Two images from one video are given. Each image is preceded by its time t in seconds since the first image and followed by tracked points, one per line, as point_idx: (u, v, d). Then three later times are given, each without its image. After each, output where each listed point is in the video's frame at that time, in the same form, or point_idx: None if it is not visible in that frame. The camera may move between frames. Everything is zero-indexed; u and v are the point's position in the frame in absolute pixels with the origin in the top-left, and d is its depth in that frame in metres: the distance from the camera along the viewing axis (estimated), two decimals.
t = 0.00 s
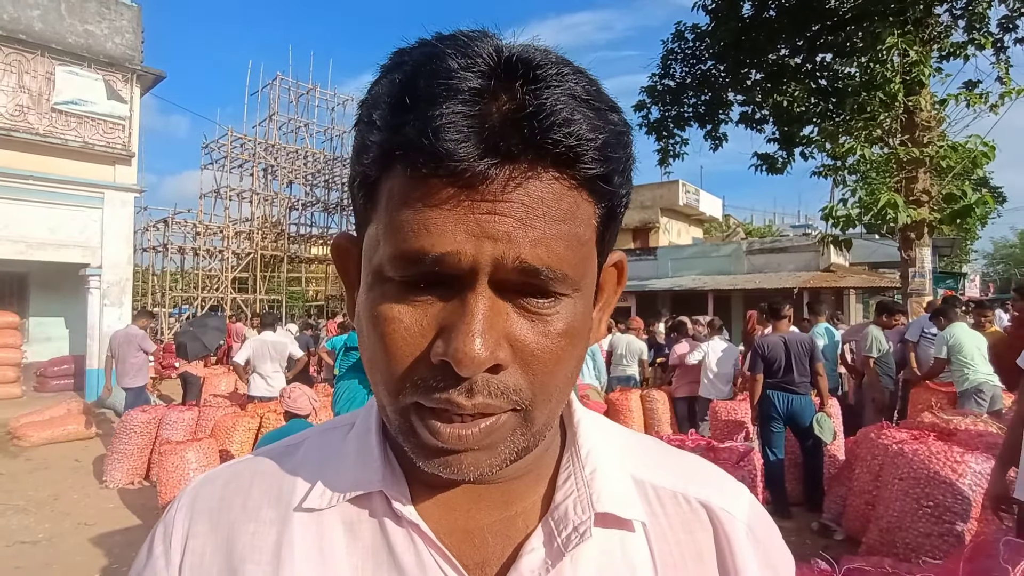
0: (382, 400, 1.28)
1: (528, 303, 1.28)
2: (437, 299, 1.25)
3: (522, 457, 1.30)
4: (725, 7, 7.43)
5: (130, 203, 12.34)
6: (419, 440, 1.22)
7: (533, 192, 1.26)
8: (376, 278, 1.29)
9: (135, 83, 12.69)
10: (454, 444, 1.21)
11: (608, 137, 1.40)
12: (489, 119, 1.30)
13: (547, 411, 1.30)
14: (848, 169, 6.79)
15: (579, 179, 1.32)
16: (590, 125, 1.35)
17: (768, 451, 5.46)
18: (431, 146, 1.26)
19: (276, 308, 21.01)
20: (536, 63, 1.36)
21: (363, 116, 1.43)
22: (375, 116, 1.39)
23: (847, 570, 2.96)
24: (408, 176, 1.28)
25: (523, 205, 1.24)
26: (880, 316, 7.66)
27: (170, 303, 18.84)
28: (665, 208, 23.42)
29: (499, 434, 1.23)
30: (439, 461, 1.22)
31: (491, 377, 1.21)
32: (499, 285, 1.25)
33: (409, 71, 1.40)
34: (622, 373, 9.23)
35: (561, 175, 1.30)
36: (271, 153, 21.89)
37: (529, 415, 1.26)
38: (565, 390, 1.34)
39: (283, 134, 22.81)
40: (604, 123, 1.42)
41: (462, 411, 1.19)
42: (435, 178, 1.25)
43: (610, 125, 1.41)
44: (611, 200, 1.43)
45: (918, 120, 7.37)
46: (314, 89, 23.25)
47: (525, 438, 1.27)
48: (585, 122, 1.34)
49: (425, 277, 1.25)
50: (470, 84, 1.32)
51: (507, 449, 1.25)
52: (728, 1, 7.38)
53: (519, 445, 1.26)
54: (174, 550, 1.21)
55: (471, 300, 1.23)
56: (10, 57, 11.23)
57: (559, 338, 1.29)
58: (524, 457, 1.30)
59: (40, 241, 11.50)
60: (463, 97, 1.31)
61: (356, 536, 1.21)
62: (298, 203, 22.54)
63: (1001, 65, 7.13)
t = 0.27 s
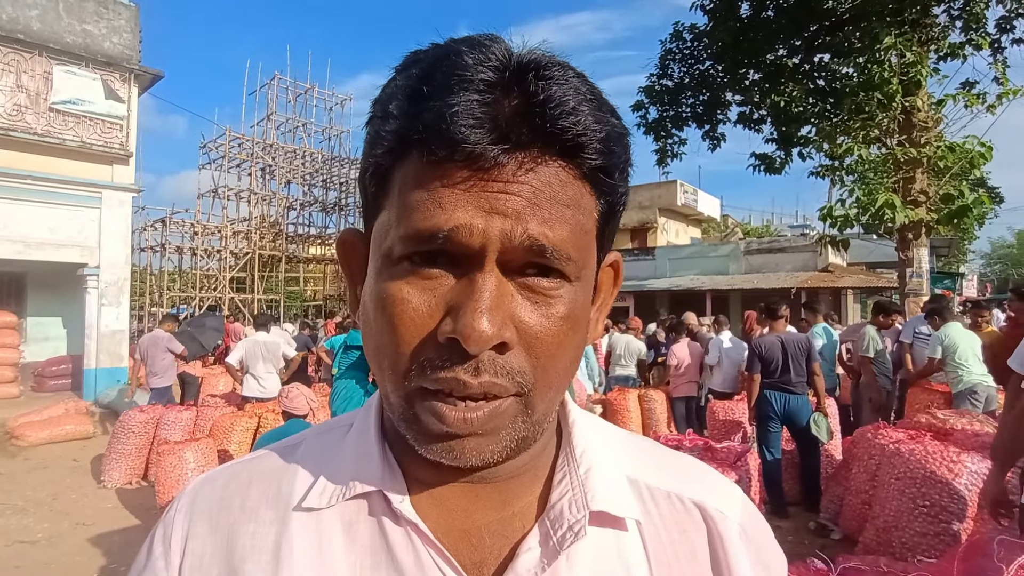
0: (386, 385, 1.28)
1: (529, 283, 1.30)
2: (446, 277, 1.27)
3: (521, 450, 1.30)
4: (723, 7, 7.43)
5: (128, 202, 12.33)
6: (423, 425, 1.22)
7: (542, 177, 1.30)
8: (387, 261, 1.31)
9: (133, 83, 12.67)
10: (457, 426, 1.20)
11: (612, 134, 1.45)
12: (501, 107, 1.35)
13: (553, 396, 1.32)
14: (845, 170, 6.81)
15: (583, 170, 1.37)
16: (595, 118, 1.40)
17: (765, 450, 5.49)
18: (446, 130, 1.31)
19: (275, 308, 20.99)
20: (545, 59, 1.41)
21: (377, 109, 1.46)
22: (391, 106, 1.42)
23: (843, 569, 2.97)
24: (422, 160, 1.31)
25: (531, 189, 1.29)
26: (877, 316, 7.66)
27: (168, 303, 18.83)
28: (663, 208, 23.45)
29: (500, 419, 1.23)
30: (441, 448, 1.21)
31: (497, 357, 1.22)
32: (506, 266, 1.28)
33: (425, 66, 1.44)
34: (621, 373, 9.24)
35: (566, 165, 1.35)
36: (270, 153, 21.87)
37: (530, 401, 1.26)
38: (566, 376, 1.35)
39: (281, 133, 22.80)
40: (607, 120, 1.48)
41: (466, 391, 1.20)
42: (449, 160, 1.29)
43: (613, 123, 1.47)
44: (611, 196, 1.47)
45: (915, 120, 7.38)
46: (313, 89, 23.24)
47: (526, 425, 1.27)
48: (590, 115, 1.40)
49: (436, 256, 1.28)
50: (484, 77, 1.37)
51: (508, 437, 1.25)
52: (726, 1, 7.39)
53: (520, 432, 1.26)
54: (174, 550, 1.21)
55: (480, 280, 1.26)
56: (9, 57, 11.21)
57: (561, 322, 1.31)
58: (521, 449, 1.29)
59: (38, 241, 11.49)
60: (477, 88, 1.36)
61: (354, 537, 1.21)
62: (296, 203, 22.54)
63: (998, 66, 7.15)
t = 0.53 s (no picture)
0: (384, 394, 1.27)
1: (526, 287, 1.30)
2: (446, 281, 1.27)
3: (517, 457, 1.29)
4: (722, 7, 7.42)
5: (126, 203, 12.31)
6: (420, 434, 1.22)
7: (541, 186, 1.31)
8: (388, 268, 1.31)
9: (131, 83, 12.64)
10: (456, 429, 1.20)
11: (609, 144, 1.46)
12: (501, 117, 1.35)
13: (549, 400, 1.31)
14: (844, 170, 6.82)
15: (581, 179, 1.38)
16: (593, 128, 1.40)
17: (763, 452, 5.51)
18: (448, 138, 1.31)
19: (273, 307, 20.95)
20: (543, 72, 1.42)
21: (380, 120, 1.46)
22: (394, 117, 1.43)
23: (841, 571, 2.97)
24: (424, 168, 1.31)
25: (531, 197, 1.29)
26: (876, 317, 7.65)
27: (167, 303, 18.79)
28: (662, 208, 23.45)
29: (499, 419, 1.22)
30: (438, 440, 1.20)
31: (495, 362, 1.22)
32: (505, 273, 1.28)
33: (427, 78, 1.45)
34: (620, 374, 9.25)
35: (565, 174, 1.35)
36: (268, 152, 21.85)
37: (530, 402, 1.26)
38: (564, 383, 1.35)
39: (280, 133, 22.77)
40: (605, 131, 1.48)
41: (467, 395, 1.19)
42: (450, 169, 1.29)
43: (610, 134, 1.47)
44: (608, 206, 1.47)
45: (914, 121, 7.35)
46: (312, 89, 23.21)
47: (525, 430, 1.27)
48: (588, 126, 1.40)
49: (437, 262, 1.28)
50: (485, 88, 1.38)
51: (506, 436, 1.24)
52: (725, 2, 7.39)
53: (518, 434, 1.25)
54: (173, 561, 1.21)
55: (480, 286, 1.26)
56: (6, 56, 11.18)
57: (558, 328, 1.31)
58: (518, 454, 1.29)
59: (36, 241, 11.47)
60: (478, 99, 1.37)
61: (352, 548, 1.21)
62: (295, 203, 22.51)
63: (996, 67, 7.14)
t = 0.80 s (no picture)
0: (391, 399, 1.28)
1: (532, 289, 1.31)
2: (455, 287, 1.28)
3: (523, 457, 1.30)
4: (722, 9, 7.44)
5: (126, 203, 12.31)
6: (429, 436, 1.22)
7: (548, 194, 1.32)
8: (397, 274, 1.32)
9: (132, 84, 12.64)
10: (465, 430, 1.21)
11: (613, 153, 1.48)
12: (509, 127, 1.37)
13: (555, 400, 1.32)
14: (843, 171, 6.84)
15: (585, 188, 1.39)
16: (598, 138, 1.42)
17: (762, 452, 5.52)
18: (457, 148, 1.32)
19: (272, 308, 20.94)
20: (549, 83, 1.44)
21: (389, 130, 1.47)
22: (403, 127, 1.44)
23: (840, 571, 2.98)
24: (434, 177, 1.32)
25: (538, 204, 1.31)
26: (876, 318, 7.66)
27: (166, 303, 18.78)
28: (661, 209, 23.48)
29: (506, 417, 1.23)
30: (446, 440, 1.22)
31: (503, 363, 1.23)
32: (513, 278, 1.29)
33: (436, 89, 1.46)
34: (619, 374, 9.27)
35: (570, 182, 1.37)
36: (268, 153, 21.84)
37: (537, 402, 1.27)
38: (569, 386, 1.36)
39: (280, 134, 22.76)
40: (608, 140, 1.50)
41: (476, 396, 1.20)
42: (460, 178, 1.30)
43: (614, 143, 1.49)
44: (611, 213, 1.49)
45: (912, 122, 7.32)
46: (311, 90, 23.22)
47: (530, 432, 1.28)
48: (592, 135, 1.42)
49: (445, 268, 1.29)
50: (493, 99, 1.39)
51: (512, 435, 1.25)
52: (724, 4, 7.40)
53: (524, 434, 1.27)
54: (183, 563, 1.22)
55: (488, 290, 1.27)
56: (7, 57, 11.16)
57: (564, 331, 1.32)
58: (524, 453, 1.30)
59: (36, 242, 11.47)
60: (486, 109, 1.38)
61: (361, 549, 1.22)
62: (295, 204, 22.51)
63: (995, 69, 7.16)
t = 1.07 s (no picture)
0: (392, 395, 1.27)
1: (534, 282, 1.31)
2: (456, 279, 1.27)
3: (526, 453, 1.29)
4: (721, 10, 7.45)
5: (124, 203, 12.30)
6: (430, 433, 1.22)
7: (550, 183, 1.31)
8: (397, 266, 1.31)
9: (131, 83, 12.64)
10: (466, 428, 1.20)
11: (616, 142, 1.47)
12: (511, 116, 1.36)
13: (557, 396, 1.31)
14: (842, 172, 6.84)
15: (589, 177, 1.38)
16: (602, 125, 1.41)
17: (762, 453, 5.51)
18: (457, 138, 1.31)
19: (271, 308, 20.92)
20: (551, 71, 1.43)
21: (388, 120, 1.47)
22: (403, 117, 1.43)
23: (841, 572, 2.97)
24: (434, 167, 1.31)
25: (540, 194, 1.30)
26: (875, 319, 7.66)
27: (164, 303, 18.75)
28: (660, 210, 23.50)
29: (508, 414, 1.22)
30: (448, 441, 1.21)
31: (506, 358, 1.22)
32: (516, 270, 1.29)
33: (436, 79, 1.46)
34: (616, 375, 9.26)
35: (573, 172, 1.36)
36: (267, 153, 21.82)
37: (539, 398, 1.26)
38: (572, 380, 1.35)
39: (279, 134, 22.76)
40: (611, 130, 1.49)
41: (477, 391, 1.19)
42: (460, 167, 1.29)
43: (618, 132, 1.49)
44: (615, 204, 1.48)
45: (912, 123, 7.38)
46: (310, 90, 23.22)
47: (533, 426, 1.27)
48: (596, 123, 1.41)
49: (446, 259, 1.29)
50: (493, 87, 1.38)
51: (515, 432, 1.24)
52: (723, 5, 7.41)
53: (527, 430, 1.26)
54: (179, 563, 1.21)
55: (490, 282, 1.26)
56: (5, 56, 11.12)
57: (568, 325, 1.31)
58: (527, 450, 1.29)
59: (34, 241, 11.44)
60: (487, 98, 1.37)
61: (360, 548, 1.21)
62: (294, 204, 22.50)
63: (994, 70, 7.16)
